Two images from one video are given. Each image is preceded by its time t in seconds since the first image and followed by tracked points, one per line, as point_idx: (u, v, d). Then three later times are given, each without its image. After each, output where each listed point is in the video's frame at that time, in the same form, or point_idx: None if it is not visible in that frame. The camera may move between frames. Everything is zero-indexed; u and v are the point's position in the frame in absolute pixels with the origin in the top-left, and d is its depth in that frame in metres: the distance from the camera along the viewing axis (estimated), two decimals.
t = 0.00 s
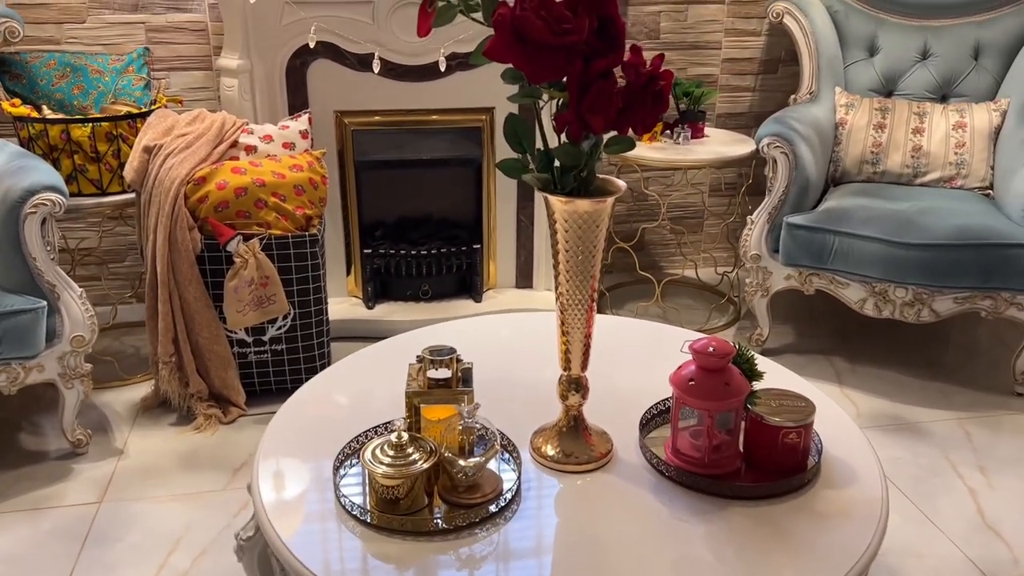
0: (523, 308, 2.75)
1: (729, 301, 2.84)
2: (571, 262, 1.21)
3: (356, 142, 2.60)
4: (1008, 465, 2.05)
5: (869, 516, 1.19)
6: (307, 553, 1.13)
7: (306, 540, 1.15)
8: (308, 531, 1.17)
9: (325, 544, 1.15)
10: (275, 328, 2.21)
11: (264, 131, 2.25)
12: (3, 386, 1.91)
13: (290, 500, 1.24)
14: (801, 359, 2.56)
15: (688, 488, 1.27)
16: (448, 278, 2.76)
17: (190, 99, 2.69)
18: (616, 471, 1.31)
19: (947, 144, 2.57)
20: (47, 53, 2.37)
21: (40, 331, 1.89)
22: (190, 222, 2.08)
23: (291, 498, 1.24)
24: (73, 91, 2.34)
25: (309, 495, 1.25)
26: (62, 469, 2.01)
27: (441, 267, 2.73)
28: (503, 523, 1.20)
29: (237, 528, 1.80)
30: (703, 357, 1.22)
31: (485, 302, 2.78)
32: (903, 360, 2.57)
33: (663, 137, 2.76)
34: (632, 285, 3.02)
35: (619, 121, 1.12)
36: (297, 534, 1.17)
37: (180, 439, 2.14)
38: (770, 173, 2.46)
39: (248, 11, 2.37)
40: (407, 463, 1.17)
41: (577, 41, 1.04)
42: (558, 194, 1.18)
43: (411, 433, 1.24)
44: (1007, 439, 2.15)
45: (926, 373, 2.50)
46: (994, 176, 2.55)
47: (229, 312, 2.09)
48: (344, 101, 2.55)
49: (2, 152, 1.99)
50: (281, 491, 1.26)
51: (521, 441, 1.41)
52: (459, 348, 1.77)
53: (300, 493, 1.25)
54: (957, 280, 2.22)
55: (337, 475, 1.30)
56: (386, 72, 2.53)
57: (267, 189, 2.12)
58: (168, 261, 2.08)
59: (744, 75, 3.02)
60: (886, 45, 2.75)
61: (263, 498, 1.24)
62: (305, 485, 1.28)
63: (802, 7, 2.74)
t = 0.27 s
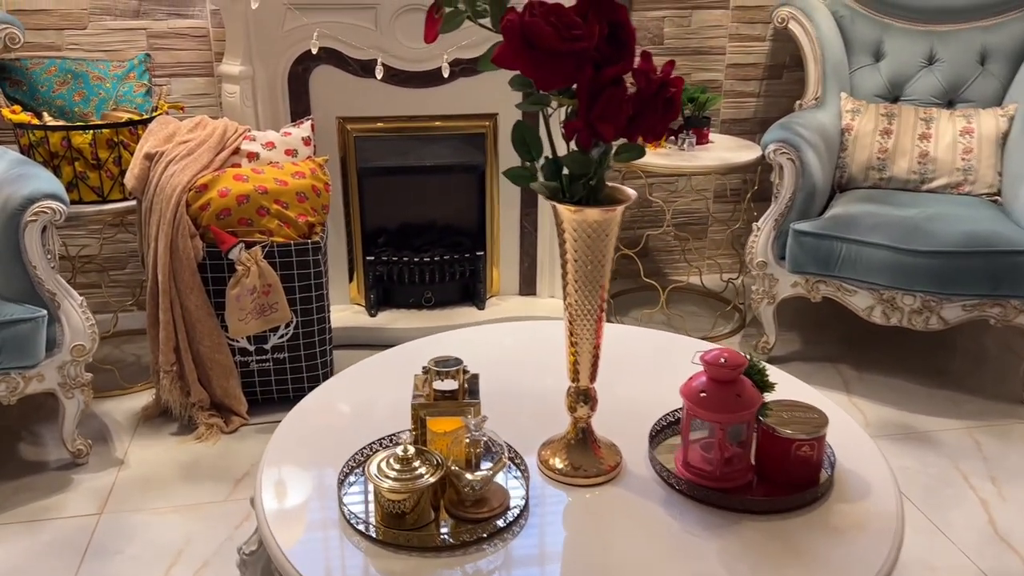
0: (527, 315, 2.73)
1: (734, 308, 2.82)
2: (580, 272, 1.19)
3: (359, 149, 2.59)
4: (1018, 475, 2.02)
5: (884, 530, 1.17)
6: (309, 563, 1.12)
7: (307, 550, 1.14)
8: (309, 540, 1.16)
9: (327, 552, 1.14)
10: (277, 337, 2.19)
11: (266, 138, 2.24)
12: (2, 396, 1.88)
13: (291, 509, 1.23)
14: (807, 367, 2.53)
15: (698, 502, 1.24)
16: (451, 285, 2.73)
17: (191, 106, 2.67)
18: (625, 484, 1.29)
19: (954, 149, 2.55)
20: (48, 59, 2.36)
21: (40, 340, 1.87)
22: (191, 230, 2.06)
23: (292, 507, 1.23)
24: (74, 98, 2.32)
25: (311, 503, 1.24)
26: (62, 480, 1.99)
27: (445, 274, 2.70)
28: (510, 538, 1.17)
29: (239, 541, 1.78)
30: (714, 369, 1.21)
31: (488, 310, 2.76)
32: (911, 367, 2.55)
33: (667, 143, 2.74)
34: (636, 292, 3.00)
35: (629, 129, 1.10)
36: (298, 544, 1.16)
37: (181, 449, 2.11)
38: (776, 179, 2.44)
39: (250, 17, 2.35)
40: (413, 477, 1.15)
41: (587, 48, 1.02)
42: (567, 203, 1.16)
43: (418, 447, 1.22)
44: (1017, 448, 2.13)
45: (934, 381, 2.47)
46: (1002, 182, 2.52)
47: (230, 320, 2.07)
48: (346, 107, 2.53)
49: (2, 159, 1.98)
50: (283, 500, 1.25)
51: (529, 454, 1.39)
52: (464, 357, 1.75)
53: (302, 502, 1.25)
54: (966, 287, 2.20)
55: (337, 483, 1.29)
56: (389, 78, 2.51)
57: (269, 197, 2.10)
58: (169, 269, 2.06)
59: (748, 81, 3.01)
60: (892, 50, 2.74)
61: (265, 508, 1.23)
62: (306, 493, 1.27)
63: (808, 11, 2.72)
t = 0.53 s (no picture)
0: (532, 327, 2.69)
1: (741, 319, 2.78)
2: (594, 289, 1.16)
3: (361, 159, 2.55)
4: None
5: (909, 556, 1.13)
6: None
7: (307, 563, 1.14)
8: (311, 553, 1.16)
9: (327, 565, 1.13)
10: (279, 350, 2.15)
11: (267, 148, 2.20)
12: None
13: (292, 522, 1.22)
14: (817, 379, 2.50)
15: (715, 526, 1.21)
16: (454, 296, 2.70)
17: (191, 115, 2.64)
18: (639, 508, 1.25)
19: (964, 158, 2.52)
20: (47, 69, 2.33)
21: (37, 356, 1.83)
22: (192, 242, 2.02)
23: (293, 520, 1.22)
24: (73, 107, 2.29)
25: (312, 516, 1.24)
26: (59, 498, 1.95)
27: (449, 285, 2.66)
28: (522, 565, 1.13)
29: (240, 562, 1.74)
30: (733, 388, 1.17)
31: (492, 321, 2.72)
32: (922, 380, 2.51)
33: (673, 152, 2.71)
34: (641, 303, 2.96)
35: (644, 142, 1.06)
36: (298, 558, 1.15)
37: (181, 465, 2.08)
38: (784, 189, 2.40)
39: (252, 26, 2.32)
40: (421, 502, 1.11)
41: (602, 59, 0.98)
42: (580, 218, 1.12)
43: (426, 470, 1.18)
44: None
45: (945, 393, 2.44)
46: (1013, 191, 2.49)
47: (232, 334, 2.03)
48: (349, 116, 2.50)
49: None
50: (284, 512, 1.24)
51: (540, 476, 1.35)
52: (469, 373, 1.71)
53: (304, 514, 1.24)
54: (979, 298, 2.17)
55: (338, 493, 1.29)
56: (392, 87, 2.48)
57: (271, 208, 2.06)
58: (169, 282, 2.02)
59: (754, 89, 2.98)
60: (900, 58, 2.71)
61: (266, 520, 1.22)
62: (308, 505, 1.26)
63: (814, 19, 2.70)
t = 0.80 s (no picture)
0: (533, 341, 2.65)
1: (746, 332, 2.74)
2: (604, 313, 1.11)
3: (360, 171, 2.51)
4: None
5: None
6: None
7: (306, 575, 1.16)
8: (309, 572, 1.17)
9: None
10: (277, 368, 2.11)
11: (265, 161, 2.16)
12: None
13: (289, 540, 1.23)
14: (824, 394, 2.46)
15: (730, 557, 1.17)
16: (455, 310, 2.66)
17: (187, 127, 2.60)
18: (651, 538, 1.21)
19: (972, 169, 2.48)
20: (41, 81, 2.29)
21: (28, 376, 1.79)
22: (188, 258, 1.98)
23: (291, 537, 1.24)
24: (67, 120, 2.25)
25: (311, 532, 1.25)
26: (51, 521, 1.90)
27: (449, 298, 2.62)
28: None
29: None
30: (748, 415, 1.14)
31: (493, 335, 2.67)
32: (930, 394, 2.47)
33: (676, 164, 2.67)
34: (644, 315, 2.92)
35: (657, 160, 1.02)
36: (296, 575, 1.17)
37: (176, 485, 2.03)
38: (790, 201, 2.37)
39: (249, 36, 2.28)
40: (426, 536, 1.07)
41: (613, 76, 0.94)
42: (590, 240, 1.08)
43: (431, 499, 1.14)
44: None
45: (955, 408, 2.40)
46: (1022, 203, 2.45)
47: (228, 351, 1.98)
48: (347, 128, 2.46)
49: None
50: (281, 530, 1.25)
51: (549, 504, 1.31)
52: (472, 392, 1.67)
53: (302, 530, 1.25)
54: (990, 313, 2.13)
55: (336, 507, 1.31)
56: (392, 98, 2.44)
57: (269, 223, 2.02)
58: (165, 299, 1.98)
59: (758, 99, 2.94)
60: (906, 68, 2.67)
61: (263, 537, 1.23)
62: (306, 522, 1.27)
63: (819, 29, 2.66)
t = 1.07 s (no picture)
0: (532, 351, 2.62)
1: (747, 341, 2.71)
2: (609, 329, 1.09)
3: (356, 180, 2.48)
4: None
5: None
6: None
7: None
8: None
9: None
10: (272, 381, 2.08)
11: (260, 171, 2.13)
12: None
13: (285, 553, 1.22)
14: (826, 405, 2.43)
15: None
16: (453, 320, 2.63)
17: (181, 136, 2.57)
18: (657, 560, 1.18)
19: (974, 177, 2.46)
20: (33, 91, 2.27)
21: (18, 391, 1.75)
22: (182, 269, 1.95)
23: (287, 551, 1.22)
24: (58, 129, 2.22)
25: (307, 544, 1.24)
26: (42, 538, 1.86)
27: (447, 309, 2.59)
28: None
29: None
30: (756, 435, 1.11)
31: (492, 345, 2.64)
32: (933, 405, 2.44)
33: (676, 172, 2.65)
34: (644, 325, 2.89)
35: (663, 173, 0.99)
36: None
37: (169, 501, 2.00)
38: (791, 211, 2.34)
39: (244, 44, 2.25)
40: (426, 560, 1.04)
41: (618, 89, 0.92)
42: (593, 255, 1.06)
43: (431, 522, 1.11)
44: None
45: (958, 419, 2.37)
46: None
47: (222, 364, 1.95)
48: (344, 137, 2.43)
49: None
50: (277, 543, 1.24)
51: (551, 524, 1.28)
52: (471, 406, 1.64)
53: (298, 545, 1.23)
54: (994, 323, 2.10)
55: (333, 519, 1.29)
56: (389, 107, 2.41)
57: (264, 234, 1.99)
58: (158, 311, 1.95)
59: (757, 107, 2.92)
60: (906, 75, 2.66)
61: (259, 551, 1.23)
62: (302, 535, 1.26)
63: (820, 36, 2.64)
